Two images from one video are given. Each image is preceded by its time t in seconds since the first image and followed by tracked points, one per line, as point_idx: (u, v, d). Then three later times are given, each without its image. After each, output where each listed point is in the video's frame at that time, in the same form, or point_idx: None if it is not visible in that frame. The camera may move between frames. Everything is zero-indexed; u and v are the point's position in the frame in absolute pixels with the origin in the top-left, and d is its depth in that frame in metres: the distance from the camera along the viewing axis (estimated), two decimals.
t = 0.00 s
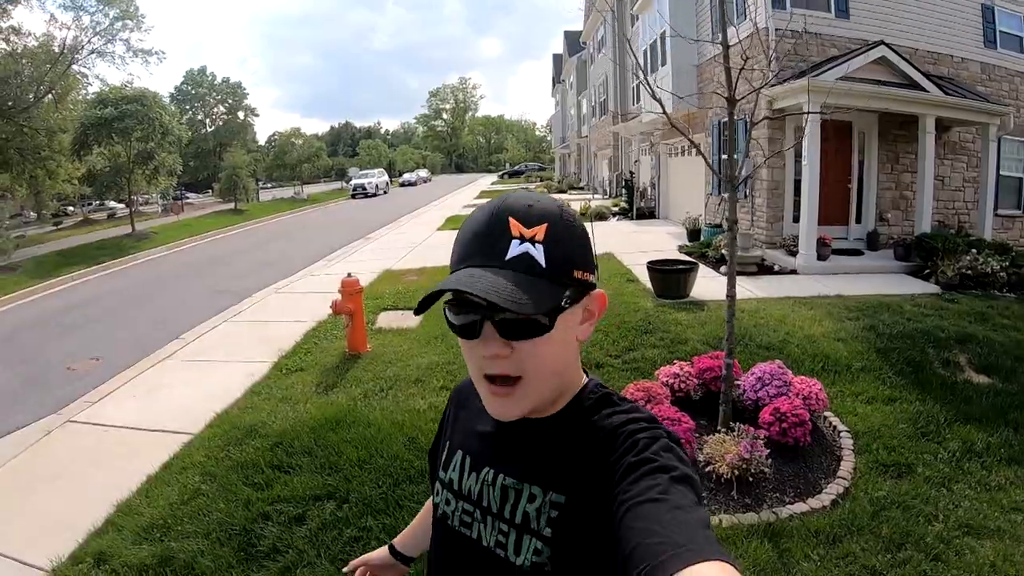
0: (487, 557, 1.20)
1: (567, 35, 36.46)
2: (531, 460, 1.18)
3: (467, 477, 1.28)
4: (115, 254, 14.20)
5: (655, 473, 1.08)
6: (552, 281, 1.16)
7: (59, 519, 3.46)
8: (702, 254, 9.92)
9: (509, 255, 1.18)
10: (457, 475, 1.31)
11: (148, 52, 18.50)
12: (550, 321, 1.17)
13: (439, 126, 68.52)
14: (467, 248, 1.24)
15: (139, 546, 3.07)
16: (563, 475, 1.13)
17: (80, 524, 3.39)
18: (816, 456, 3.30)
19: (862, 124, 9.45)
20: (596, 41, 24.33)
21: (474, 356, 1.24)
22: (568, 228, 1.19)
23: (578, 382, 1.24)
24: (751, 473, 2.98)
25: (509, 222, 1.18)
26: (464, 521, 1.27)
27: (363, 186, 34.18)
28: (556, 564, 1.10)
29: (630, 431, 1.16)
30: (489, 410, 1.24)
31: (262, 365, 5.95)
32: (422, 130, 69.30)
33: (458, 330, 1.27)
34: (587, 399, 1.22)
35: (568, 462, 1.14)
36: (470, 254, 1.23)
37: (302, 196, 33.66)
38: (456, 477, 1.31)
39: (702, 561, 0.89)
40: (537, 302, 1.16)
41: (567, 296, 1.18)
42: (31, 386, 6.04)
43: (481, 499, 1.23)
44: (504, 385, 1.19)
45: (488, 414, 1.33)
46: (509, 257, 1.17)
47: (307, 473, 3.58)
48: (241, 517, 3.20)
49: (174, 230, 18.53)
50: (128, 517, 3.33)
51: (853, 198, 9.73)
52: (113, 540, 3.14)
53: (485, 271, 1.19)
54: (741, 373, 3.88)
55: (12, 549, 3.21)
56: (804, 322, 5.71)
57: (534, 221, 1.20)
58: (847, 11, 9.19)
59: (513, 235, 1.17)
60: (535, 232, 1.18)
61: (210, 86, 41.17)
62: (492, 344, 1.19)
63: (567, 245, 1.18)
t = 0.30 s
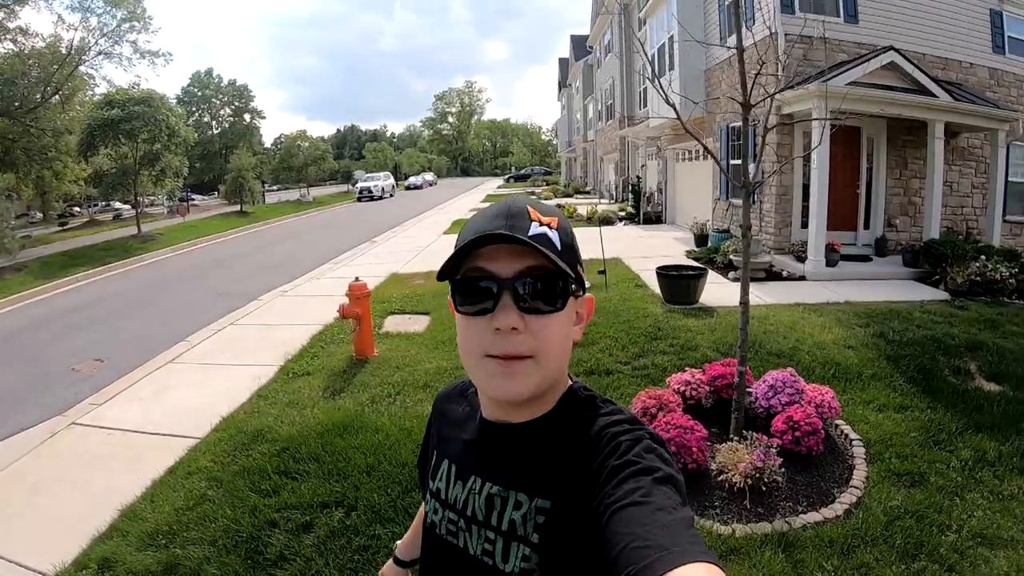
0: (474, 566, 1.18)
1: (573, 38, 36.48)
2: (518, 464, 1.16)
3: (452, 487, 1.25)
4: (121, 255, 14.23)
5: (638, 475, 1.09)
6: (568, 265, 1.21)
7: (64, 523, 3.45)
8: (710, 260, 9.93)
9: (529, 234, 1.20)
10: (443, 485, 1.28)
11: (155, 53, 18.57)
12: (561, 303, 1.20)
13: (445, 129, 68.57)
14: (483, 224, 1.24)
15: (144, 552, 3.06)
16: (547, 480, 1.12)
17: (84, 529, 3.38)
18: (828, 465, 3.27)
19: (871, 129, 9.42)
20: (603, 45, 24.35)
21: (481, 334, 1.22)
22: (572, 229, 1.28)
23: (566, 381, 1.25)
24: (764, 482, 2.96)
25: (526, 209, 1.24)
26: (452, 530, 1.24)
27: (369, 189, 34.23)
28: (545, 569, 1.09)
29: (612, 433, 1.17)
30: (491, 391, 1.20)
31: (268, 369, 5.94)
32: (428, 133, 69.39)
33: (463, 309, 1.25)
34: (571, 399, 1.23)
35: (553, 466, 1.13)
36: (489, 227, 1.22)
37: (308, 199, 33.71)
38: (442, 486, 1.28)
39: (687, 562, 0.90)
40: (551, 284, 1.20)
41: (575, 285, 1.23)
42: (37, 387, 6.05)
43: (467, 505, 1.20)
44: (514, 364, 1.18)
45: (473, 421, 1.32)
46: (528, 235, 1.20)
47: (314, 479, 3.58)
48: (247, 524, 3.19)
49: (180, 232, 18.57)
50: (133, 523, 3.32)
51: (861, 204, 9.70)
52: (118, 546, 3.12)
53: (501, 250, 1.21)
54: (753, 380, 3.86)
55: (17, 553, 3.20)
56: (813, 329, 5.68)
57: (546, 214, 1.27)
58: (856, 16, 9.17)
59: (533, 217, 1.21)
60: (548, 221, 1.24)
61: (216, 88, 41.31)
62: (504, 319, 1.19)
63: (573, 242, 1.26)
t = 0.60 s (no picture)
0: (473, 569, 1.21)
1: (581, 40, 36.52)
2: (515, 468, 1.19)
3: (450, 492, 1.28)
4: (131, 256, 14.35)
5: (637, 477, 1.13)
6: (565, 268, 1.26)
7: (77, 521, 3.50)
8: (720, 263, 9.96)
9: (529, 236, 1.24)
10: (441, 490, 1.31)
11: (165, 55, 18.75)
12: (559, 304, 1.24)
13: (453, 131, 68.73)
14: (482, 225, 1.28)
15: (156, 550, 3.09)
16: (545, 484, 1.15)
17: (97, 526, 3.43)
18: (838, 467, 3.31)
19: (880, 133, 9.42)
20: (611, 48, 24.40)
21: (480, 336, 1.25)
22: (569, 231, 1.33)
23: (562, 382, 1.29)
24: (775, 483, 3.00)
25: (524, 211, 1.28)
26: (450, 534, 1.27)
27: (377, 191, 34.37)
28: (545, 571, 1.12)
29: (609, 436, 1.20)
30: (490, 394, 1.23)
31: (279, 369, 6.00)
32: (436, 135, 69.60)
33: (460, 311, 1.28)
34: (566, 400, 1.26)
35: (551, 469, 1.17)
36: (489, 228, 1.26)
37: (317, 200, 33.88)
38: (439, 492, 1.31)
39: (688, 564, 0.93)
40: (548, 286, 1.24)
41: (573, 287, 1.27)
42: (48, 386, 6.12)
43: (466, 509, 1.23)
44: (515, 365, 1.21)
45: (468, 426, 1.34)
46: (528, 236, 1.24)
47: (327, 479, 3.63)
48: (260, 522, 3.24)
49: (190, 233, 18.72)
50: (146, 520, 3.36)
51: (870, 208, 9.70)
52: (131, 543, 3.16)
53: (500, 252, 1.25)
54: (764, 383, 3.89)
55: (30, 551, 3.24)
56: (823, 332, 5.71)
57: (544, 216, 1.31)
58: (865, 20, 9.18)
59: (531, 220, 1.26)
60: (546, 223, 1.28)
61: (225, 90, 41.59)
62: (503, 321, 1.22)
63: (571, 245, 1.31)
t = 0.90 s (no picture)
0: (477, 572, 1.23)
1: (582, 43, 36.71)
2: (525, 474, 1.20)
3: (455, 496, 1.29)
4: (135, 256, 14.43)
5: (650, 487, 1.13)
6: (583, 275, 1.26)
7: (93, 512, 3.57)
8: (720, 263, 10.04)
9: (548, 241, 1.25)
10: (446, 494, 1.32)
11: (168, 56, 18.87)
12: (575, 312, 1.25)
13: (454, 133, 68.92)
14: (501, 230, 1.28)
15: (172, 538, 3.15)
16: (553, 492, 1.16)
17: (112, 517, 3.50)
18: (835, 459, 3.39)
19: (879, 135, 9.51)
20: (612, 50, 24.52)
21: (495, 341, 1.25)
22: (588, 238, 1.34)
23: (573, 391, 1.30)
24: (774, 473, 3.07)
25: (545, 215, 1.28)
26: (454, 537, 1.28)
27: (379, 192, 34.51)
28: None
29: (623, 444, 1.21)
30: (503, 400, 1.23)
31: (287, 366, 6.08)
32: (438, 137, 69.78)
33: (476, 314, 1.29)
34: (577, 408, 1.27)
35: (562, 476, 1.17)
36: (508, 233, 1.26)
37: (319, 201, 34.02)
38: (444, 494, 1.33)
39: None
40: (566, 293, 1.25)
41: (589, 294, 1.29)
42: (57, 384, 6.18)
43: (473, 513, 1.24)
44: (529, 371, 1.22)
45: (476, 432, 1.36)
46: (548, 242, 1.25)
47: (338, 470, 3.71)
48: (274, 511, 3.31)
49: (193, 233, 18.80)
50: (161, 511, 3.42)
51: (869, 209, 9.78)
52: (147, 532, 3.21)
53: (520, 257, 1.26)
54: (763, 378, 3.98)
55: (48, 540, 3.29)
56: (821, 330, 5.80)
57: (564, 222, 1.32)
58: (864, 23, 9.27)
59: (552, 225, 1.26)
60: (567, 229, 1.29)
61: (227, 91, 41.80)
62: (520, 328, 1.22)
63: (589, 250, 1.32)
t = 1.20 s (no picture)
0: None
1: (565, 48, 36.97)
2: (554, 489, 1.21)
3: (476, 522, 1.25)
4: (125, 270, 14.38)
5: (678, 494, 1.18)
6: (603, 280, 1.29)
7: (99, 520, 3.59)
8: (707, 263, 10.18)
9: (570, 243, 1.26)
10: (462, 520, 1.28)
11: (154, 69, 18.86)
12: (595, 318, 1.27)
13: (440, 141, 69.03)
14: (521, 231, 1.28)
15: (180, 543, 3.18)
16: (585, 505, 1.18)
17: (119, 524, 3.52)
18: (824, 446, 3.48)
19: (861, 134, 9.69)
20: (596, 55, 24.74)
21: (514, 349, 1.26)
22: (608, 238, 1.35)
23: (591, 400, 1.31)
24: (765, 461, 3.16)
25: (565, 217, 1.29)
26: (475, 563, 1.24)
27: (367, 202, 34.53)
28: None
29: (651, 450, 1.25)
30: (524, 412, 1.24)
31: (284, 374, 6.11)
32: (424, 146, 69.88)
33: (493, 320, 1.28)
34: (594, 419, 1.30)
35: (593, 489, 1.19)
36: (529, 234, 1.26)
37: (307, 212, 34.00)
38: (461, 521, 1.28)
39: None
40: (587, 298, 1.27)
41: (610, 298, 1.31)
42: (53, 397, 6.17)
43: (499, 536, 1.21)
44: (550, 380, 1.23)
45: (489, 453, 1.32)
46: (570, 244, 1.26)
47: (341, 471, 3.76)
48: (280, 512, 3.35)
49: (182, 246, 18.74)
50: (167, 516, 3.45)
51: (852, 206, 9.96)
52: (155, 537, 3.24)
53: (541, 260, 1.26)
54: (752, 371, 4.08)
55: (56, 549, 3.31)
56: (809, 324, 5.92)
57: (583, 223, 1.33)
58: (844, 23, 9.46)
59: (573, 227, 1.27)
60: (587, 230, 1.30)
61: (212, 104, 41.74)
62: (541, 335, 1.24)
63: (610, 252, 1.34)
